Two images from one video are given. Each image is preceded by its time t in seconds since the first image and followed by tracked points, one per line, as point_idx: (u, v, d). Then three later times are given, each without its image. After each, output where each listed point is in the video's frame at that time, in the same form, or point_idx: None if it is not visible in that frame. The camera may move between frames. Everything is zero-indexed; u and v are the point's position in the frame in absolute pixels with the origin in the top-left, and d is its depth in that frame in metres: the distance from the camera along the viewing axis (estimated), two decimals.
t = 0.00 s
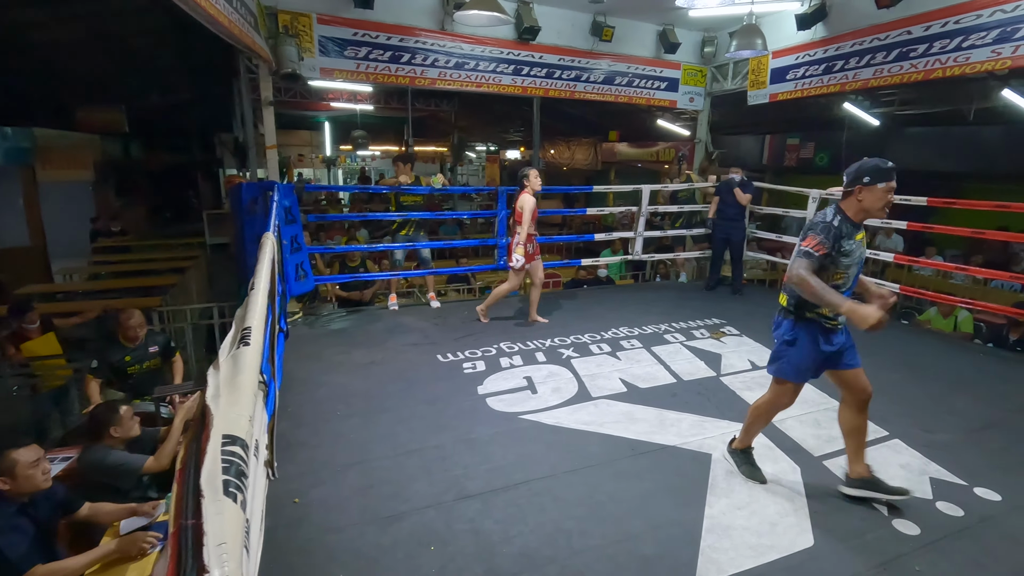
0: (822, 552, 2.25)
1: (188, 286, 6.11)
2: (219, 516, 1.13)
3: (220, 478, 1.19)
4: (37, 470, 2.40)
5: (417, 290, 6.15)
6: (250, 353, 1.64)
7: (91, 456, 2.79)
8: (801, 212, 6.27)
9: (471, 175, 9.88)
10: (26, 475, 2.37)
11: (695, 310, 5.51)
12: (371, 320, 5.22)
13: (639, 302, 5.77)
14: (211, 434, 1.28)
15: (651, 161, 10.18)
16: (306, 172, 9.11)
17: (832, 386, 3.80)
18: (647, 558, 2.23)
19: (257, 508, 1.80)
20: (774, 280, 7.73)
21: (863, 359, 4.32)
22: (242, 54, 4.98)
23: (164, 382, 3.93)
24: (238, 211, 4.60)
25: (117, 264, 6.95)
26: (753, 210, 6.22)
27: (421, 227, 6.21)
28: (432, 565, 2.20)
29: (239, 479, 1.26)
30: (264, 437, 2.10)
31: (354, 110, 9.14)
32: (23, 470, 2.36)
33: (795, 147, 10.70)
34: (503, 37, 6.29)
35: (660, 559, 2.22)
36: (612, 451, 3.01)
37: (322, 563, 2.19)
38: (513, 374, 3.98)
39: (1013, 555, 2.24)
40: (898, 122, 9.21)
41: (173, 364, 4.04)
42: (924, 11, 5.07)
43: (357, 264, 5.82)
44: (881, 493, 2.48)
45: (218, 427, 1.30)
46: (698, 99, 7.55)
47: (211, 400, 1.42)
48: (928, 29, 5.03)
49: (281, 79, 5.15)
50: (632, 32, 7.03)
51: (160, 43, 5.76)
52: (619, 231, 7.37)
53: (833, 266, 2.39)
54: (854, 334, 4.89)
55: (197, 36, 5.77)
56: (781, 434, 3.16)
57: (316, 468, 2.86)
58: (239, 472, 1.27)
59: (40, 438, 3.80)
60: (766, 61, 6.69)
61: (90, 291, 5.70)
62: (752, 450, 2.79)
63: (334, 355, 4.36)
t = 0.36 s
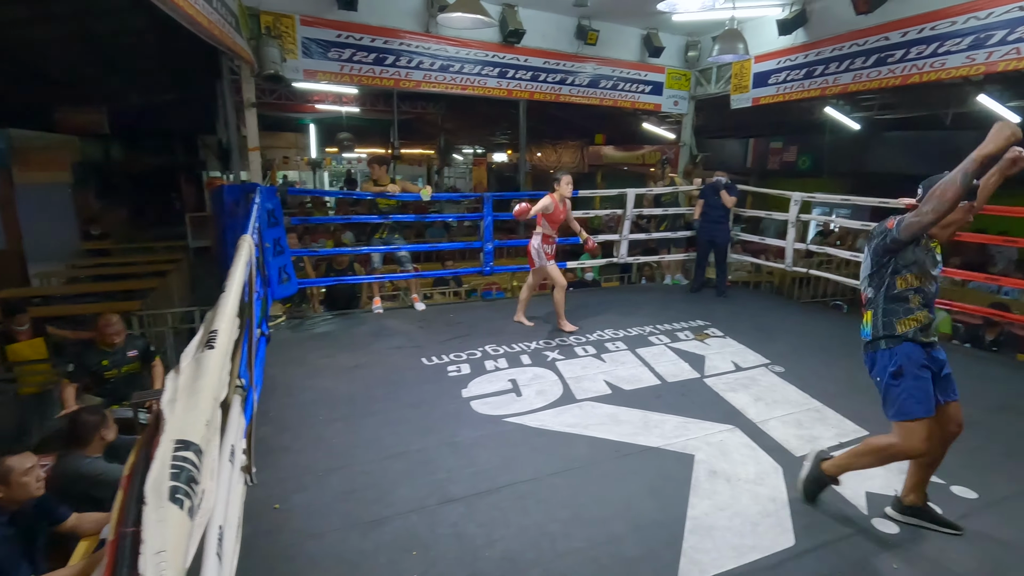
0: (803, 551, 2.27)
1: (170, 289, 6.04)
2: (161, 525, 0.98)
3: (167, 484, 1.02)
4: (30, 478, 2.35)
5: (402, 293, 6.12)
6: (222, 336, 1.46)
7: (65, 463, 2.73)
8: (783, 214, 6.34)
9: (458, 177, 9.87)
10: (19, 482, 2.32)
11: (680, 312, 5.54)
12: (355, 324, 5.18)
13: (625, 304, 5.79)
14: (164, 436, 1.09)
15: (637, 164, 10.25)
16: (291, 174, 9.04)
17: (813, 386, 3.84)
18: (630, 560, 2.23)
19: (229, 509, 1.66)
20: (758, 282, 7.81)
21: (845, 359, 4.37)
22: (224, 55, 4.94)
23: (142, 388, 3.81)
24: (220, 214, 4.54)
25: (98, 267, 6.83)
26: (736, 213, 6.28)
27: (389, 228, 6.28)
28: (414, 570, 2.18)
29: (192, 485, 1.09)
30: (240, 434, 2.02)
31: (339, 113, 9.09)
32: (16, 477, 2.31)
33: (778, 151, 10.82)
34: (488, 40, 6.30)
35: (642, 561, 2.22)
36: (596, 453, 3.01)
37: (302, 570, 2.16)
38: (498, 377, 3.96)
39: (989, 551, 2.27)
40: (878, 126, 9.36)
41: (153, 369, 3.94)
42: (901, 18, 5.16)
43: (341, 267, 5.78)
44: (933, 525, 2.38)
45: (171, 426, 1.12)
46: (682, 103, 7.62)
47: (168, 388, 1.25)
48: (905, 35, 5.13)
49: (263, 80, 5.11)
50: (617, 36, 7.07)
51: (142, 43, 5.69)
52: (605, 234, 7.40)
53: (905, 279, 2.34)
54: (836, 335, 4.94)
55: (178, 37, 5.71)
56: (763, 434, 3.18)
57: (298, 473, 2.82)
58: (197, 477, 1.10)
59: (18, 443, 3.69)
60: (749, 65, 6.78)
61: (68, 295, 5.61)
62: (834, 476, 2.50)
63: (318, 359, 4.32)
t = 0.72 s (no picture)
0: (784, 549, 2.28)
1: (149, 293, 5.98)
2: (99, 526, 0.90)
3: (110, 486, 0.95)
4: (11, 488, 2.20)
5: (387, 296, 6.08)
6: (188, 333, 1.39)
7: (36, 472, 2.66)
8: (766, 216, 6.40)
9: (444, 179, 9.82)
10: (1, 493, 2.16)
11: (664, 313, 5.57)
12: (339, 326, 5.14)
13: (609, 306, 5.82)
14: (110, 437, 1.02)
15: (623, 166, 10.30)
16: (274, 176, 8.96)
17: (794, 385, 3.89)
18: (612, 560, 2.23)
19: (202, 515, 1.58)
20: (742, 283, 7.88)
21: (825, 359, 4.42)
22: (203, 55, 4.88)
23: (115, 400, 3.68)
24: (200, 216, 4.48)
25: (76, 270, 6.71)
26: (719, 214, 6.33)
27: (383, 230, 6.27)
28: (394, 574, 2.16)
29: (144, 489, 1.01)
30: (217, 440, 1.99)
31: (323, 114, 9.02)
32: None
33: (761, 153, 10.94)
34: (471, 41, 6.30)
35: (624, 561, 2.22)
36: (579, 454, 3.01)
37: None
38: (482, 379, 3.95)
39: (965, 547, 2.30)
40: (858, 129, 9.52)
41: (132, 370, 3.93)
42: (877, 22, 5.26)
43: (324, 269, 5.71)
44: (914, 523, 2.39)
45: (121, 427, 1.05)
46: (666, 106, 7.68)
47: (125, 389, 1.18)
48: (881, 39, 5.22)
49: (244, 80, 5.07)
50: (601, 39, 7.11)
51: (120, 42, 5.61)
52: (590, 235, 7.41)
53: (976, 299, 2.28)
54: (816, 335, 5.01)
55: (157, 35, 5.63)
56: (744, 434, 3.20)
57: (278, 478, 2.78)
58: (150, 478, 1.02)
59: None
60: (730, 69, 6.85)
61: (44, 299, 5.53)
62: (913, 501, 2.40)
63: (300, 362, 4.27)
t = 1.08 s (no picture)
0: (763, 545, 2.31)
1: (129, 296, 5.87)
2: (49, 523, 0.84)
3: (66, 480, 0.89)
4: None
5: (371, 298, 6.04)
6: (160, 328, 1.33)
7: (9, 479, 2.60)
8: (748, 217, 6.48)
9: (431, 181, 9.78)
10: None
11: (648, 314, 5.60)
12: (322, 328, 5.09)
13: (594, 307, 5.84)
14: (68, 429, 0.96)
15: (608, 168, 10.36)
16: (258, 178, 8.87)
17: (775, 384, 3.94)
18: (594, 559, 2.23)
19: (174, 518, 1.52)
20: (725, 284, 7.96)
21: (805, 358, 4.49)
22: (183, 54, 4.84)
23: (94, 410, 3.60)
24: (179, 217, 4.41)
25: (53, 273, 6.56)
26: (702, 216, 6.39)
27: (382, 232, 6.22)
28: None
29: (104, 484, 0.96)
30: (193, 443, 1.94)
31: (307, 115, 8.95)
32: None
33: (743, 156, 11.06)
34: (456, 43, 6.30)
35: (607, 559, 2.23)
36: (563, 454, 3.01)
37: None
38: (466, 380, 3.94)
39: (939, 541, 2.34)
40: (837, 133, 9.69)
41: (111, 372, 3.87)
42: (854, 28, 5.36)
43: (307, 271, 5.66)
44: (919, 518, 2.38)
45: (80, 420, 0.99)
46: (649, 108, 7.75)
47: (88, 384, 1.12)
48: (859, 44, 5.32)
49: (224, 80, 5.01)
50: (585, 41, 7.15)
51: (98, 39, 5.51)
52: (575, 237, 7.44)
53: None
54: (797, 335, 5.08)
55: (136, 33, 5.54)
56: (726, 432, 3.24)
57: (258, 481, 2.75)
58: (110, 474, 0.96)
59: None
60: (712, 72, 6.93)
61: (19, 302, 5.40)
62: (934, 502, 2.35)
63: (283, 364, 4.23)
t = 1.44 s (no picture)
0: (744, 542, 2.34)
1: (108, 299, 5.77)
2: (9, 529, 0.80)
3: (29, 483, 0.84)
4: None
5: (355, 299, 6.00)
6: (134, 331, 1.29)
7: None
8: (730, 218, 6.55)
9: (416, 182, 9.72)
10: None
11: (633, 314, 5.63)
12: (306, 331, 5.05)
13: (579, 307, 5.86)
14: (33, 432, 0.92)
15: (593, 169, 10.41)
16: (241, 179, 8.77)
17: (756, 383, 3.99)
18: (578, 558, 2.25)
19: (151, 523, 1.50)
20: (709, 285, 8.04)
21: (786, 357, 4.55)
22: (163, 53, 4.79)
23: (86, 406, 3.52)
24: (159, 218, 4.34)
25: (29, 276, 6.42)
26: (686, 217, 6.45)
27: (376, 235, 6.19)
28: None
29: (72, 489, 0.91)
30: (171, 448, 1.90)
31: (291, 115, 8.88)
32: None
33: (726, 157, 11.18)
34: (440, 43, 6.29)
35: (590, 558, 2.24)
36: (547, 454, 3.02)
37: None
38: (451, 381, 3.94)
39: (915, 535, 2.39)
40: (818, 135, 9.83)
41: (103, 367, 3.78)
42: (833, 32, 5.45)
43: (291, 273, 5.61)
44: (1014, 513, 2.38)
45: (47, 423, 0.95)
46: (633, 110, 7.80)
47: (56, 389, 1.08)
48: (837, 48, 5.41)
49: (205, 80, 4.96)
50: (569, 43, 7.19)
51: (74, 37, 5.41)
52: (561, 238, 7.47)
53: None
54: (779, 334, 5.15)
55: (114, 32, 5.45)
56: (709, 431, 3.27)
57: (239, 485, 2.72)
58: (77, 479, 0.91)
59: None
60: (695, 74, 7.00)
61: None
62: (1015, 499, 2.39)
63: (265, 367, 4.19)
